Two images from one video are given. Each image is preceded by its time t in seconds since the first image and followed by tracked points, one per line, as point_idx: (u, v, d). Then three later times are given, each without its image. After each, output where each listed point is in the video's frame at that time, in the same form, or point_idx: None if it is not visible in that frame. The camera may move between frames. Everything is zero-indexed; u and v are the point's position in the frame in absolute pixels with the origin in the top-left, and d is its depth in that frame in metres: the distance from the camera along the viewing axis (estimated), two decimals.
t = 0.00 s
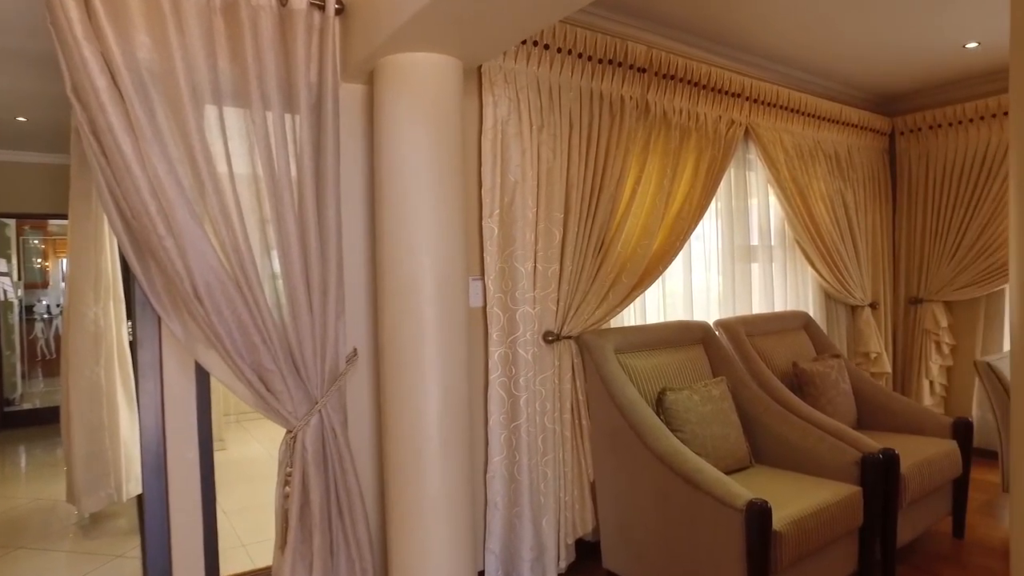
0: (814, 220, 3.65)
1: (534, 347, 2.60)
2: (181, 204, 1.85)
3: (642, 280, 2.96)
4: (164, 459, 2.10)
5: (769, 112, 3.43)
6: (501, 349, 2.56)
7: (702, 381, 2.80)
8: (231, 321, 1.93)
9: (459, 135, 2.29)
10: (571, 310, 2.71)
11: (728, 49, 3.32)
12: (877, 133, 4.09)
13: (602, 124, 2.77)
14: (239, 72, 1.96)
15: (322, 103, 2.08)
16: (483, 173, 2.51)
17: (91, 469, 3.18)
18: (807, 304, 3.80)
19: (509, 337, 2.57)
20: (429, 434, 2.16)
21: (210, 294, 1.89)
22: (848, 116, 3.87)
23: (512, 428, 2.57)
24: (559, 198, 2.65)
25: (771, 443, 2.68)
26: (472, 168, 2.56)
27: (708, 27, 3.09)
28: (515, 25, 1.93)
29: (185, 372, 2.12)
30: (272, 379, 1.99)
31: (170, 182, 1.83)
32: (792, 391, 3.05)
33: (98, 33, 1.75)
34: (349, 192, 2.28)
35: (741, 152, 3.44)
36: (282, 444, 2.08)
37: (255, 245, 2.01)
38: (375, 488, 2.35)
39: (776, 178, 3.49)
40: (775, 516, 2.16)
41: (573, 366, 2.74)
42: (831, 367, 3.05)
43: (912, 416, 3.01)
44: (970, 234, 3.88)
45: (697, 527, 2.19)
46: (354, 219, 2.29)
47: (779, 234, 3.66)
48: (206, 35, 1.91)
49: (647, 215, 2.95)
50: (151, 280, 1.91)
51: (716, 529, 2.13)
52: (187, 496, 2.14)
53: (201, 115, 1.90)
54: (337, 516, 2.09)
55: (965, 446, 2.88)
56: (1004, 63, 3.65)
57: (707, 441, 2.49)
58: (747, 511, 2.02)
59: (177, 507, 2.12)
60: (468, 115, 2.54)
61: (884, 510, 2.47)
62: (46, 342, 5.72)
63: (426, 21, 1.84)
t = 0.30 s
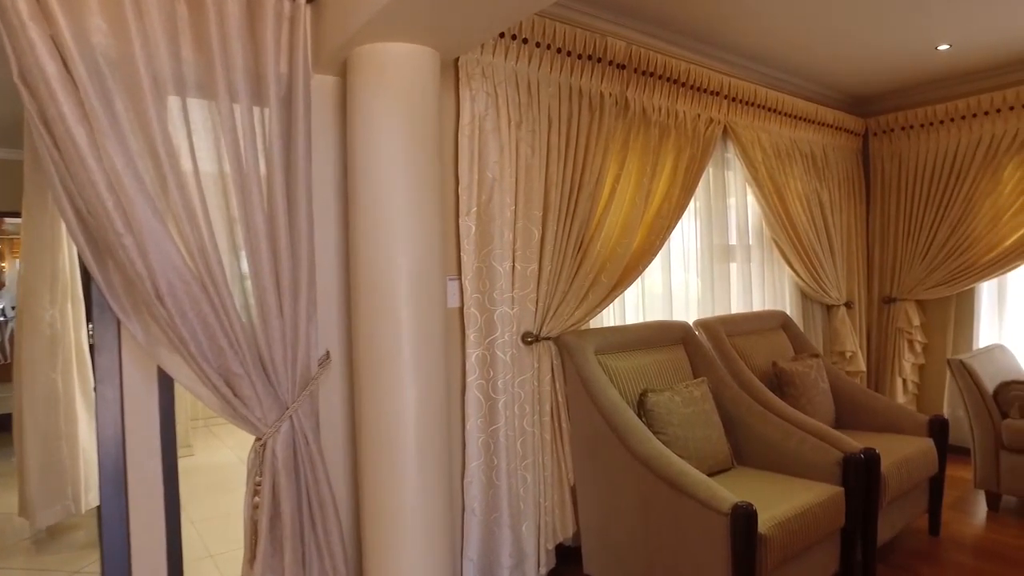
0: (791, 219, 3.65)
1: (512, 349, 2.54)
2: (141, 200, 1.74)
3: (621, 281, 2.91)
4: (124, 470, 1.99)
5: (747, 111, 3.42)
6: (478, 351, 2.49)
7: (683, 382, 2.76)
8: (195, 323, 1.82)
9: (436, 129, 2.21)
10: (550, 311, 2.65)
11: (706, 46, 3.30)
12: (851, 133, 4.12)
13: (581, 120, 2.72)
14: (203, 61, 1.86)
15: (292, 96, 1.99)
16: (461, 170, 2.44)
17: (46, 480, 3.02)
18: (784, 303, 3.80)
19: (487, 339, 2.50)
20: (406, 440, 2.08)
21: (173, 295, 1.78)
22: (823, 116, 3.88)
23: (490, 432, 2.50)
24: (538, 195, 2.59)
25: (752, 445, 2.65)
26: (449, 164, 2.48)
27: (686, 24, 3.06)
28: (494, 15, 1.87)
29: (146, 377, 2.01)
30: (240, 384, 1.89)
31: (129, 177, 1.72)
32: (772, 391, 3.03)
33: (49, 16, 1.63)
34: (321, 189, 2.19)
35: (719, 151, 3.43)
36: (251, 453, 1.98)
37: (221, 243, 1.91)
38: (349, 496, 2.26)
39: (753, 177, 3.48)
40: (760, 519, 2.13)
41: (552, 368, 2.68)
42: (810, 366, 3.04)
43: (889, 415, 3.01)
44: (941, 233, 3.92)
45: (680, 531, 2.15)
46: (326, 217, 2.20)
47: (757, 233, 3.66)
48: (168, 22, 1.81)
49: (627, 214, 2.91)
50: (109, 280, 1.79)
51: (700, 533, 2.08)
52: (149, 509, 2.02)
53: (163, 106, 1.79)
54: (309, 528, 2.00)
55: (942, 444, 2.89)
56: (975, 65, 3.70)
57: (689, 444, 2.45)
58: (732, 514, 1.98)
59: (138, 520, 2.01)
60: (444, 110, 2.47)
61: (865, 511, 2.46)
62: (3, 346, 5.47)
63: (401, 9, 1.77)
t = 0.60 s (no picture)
0: (768, 219, 3.65)
1: (491, 351, 2.48)
2: (102, 197, 1.65)
3: (601, 281, 2.87)
4: (84, 481, 1.89)
5: (725, 110, 3.42)
6: (457, 353, 2.43)
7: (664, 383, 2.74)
8: (161, 326, 1.74)
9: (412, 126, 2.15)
10: (530, 312, 2.59)
11: (684, 45, 3.29)
12: (826, 134, 4.14)
13: (561, 118, 2.68)
14: (168, 52, 1.77)
15: (264, 89, 1.91)
16: (438, 167, 2.38)
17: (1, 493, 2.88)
18: (761, 303, 3.81)
19: (465, 340, 2.44)
20: (383, 445, 2.01)
21: (136, 298, 1.70)
22: (799, 116, 3.90)
23: (469, 436, 2.44)
24: (517, 194, 2.53)
25: (733, 446, 2.64)
26: (426, 162, 2.42)
27: (666, 23, 3.04)
28: (475, 6, 1.81)
29: (108, 384, 1.91)
30: (209, 390, 1.81)
31: (88, 172, 1.63)
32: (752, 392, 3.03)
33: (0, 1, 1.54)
34: (293, 186, 2.11)
35: (698, 151, 3.43)
36: (221, 461, 1.90)
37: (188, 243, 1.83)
38: (323, 504, 2.18)
39: (731, 177, 3.48)
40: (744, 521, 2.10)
41: (532, 370, 2.63)
42: (789, 366, 3.05)
43: (866, 415, 3.03)
44: (914, 234, 3.97)
45: (664, 535, 2.12)
46: (299, 215, 2.12)
47: (735, 234, 3.66)
48: (130, 10, 1.72)
49: (606, 214, 2.87)
50: (68, 282, 1.70)
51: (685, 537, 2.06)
52: (112, 521, 1.93)
53: (125, 97, 1.70)
54: (282, 539, 1.92)
55: (918, 442, 2.91)
56: (947, 67, 3.74)
57: (671, 446, 2.43)
58: (717, 517, 1.96)
59: (100, 534, 1.91)
60: (422, 107, 2.41)
61: (846, 512, 2.45)
62: None
63: None
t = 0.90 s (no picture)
0: (747, 219, 3.64)
1: (470, 353, 2.42)
2: (55, 191, 1.54)
3: (581, 282, 2.82)
4: (38, 494, 1.78)
5: (705, 109, 3.40)
6: (434, 355, 2.36)
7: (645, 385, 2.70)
8: (121, 329, 1.64)
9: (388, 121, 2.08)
10: (509, 312, 2.53)
11: (664, 43, 3.26)
12: (803, 134, 4.15)
13: (540, 115, 2.62)
14: (129, 40, 1.67)
15: (232, 80, 1.82)
16: (415, 164, 2.31)
17: None
18: (740, 303, 3.80)
19: (443, 342, 2.37)
20: (357, 452, 1.94)
21: (93, 299, 1.60)
22: (777, 116, 3.90)
23: (447, 440, 2.38)
24: (496, 192, 2.47)
25: (715, 447, 2.61)
26: (403, 158, 2.34)
27: (646, 19, 3.01)
28: None
29: (64, 391, 1.80)
30: (173, 396, 1.71)
31: (40, 165, 1.52)
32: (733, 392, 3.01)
33: None
34: (263, 182, 2.02)
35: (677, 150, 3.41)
36: (186, 471, 1.80)
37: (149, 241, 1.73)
38: (295, 514, 2.10)
39: (711, 175, 3.46)
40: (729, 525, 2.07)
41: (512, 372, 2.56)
42: (770, 366, 3.03)
43: (846, 414, 3.02)
44: (889, 234, 4.00)
45: (648, 540, 2.07)
46: (269, 212, 2.04)
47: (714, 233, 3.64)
48: None
49: (586, 213, 2.83)
50: (18, 282, 1.59)
51: (670, 541, 2.01)
52: (68, 536, 1.82)
53: (80, 86, 1.61)
54: (252, 551, 1.83)
55: (897, 440, 2.92)
56: (921, 68, 3.77)
57: (654, 449, 2.39)
58: (703, 522, 1.92)
59: (56, 550, 1.80)
60: (398, 101, 2.33)
61: (830, 513, 2.43)
62: None
63: None
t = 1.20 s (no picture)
0: (728, 218, 3.62)
1: (449, 356, 2.34)
2: (3, 185, 1.43)
3: (562, 282, 2.75)
4: None
5: (686, 107, 3.36)
6: (413, 358, 2.28)
7: (628, 387, 2.65)
8: (76, 333, 1.53)
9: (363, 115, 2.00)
10: (490, 313, 2.46)
11: (644, 39, 3.22)
12: (782, 134, 4.15)
13: (521, 111, 2.56)
14: (86, 25, 1.57)
15: (197, 70, 1.72)
16: (392, 160, 2.23)
17: None
18: (721, 303, 3.78)
19: (422, 345, 2.30)
20: (332, 461, 1.85)
21: (46, 301, 1.49)
22: (757, 115, 3.89)
23: (426, 446, 2.30)
24: (476, 190, 2.40)
25: (700, 450, 2.57)
26: (379, 154, 2.25)
27: (627, 15, 2.96)
28: None
29: (16, 399, 1.69)
30: (134, 404, 1.60)
31: None
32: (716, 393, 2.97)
33: None
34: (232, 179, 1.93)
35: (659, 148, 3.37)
36: (149, 483, 1.69)
37: (109, 240, 1.63)
38: (267, 525, 2.00)
39: (692, 174, 3.43)
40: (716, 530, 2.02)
41: (492, 375, 2.49)
42: (752, 367, 3.01)
43: (828, 414, 3.01)
44: (867, 234, 4.01)
45: (634, 547, 2.02)
46: (239, 210, 1.94)
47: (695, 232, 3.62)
48: None
49: (568, 211, 2.77)
50: None
51: (657, 549, 1.96)
52: (20, 555, 1.70)
53: (31, 73, 1.50)
54: (220, 567, 1.74)
55: (878, 439, 2.91)
56: (898, 69, 3.79)
57: (639, 454, 2.34)
58: (690, 529, 1.87)
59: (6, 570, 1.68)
60: (375, 95, 2.25)
61: (815, 515, 2.40)
62: None
63: None
